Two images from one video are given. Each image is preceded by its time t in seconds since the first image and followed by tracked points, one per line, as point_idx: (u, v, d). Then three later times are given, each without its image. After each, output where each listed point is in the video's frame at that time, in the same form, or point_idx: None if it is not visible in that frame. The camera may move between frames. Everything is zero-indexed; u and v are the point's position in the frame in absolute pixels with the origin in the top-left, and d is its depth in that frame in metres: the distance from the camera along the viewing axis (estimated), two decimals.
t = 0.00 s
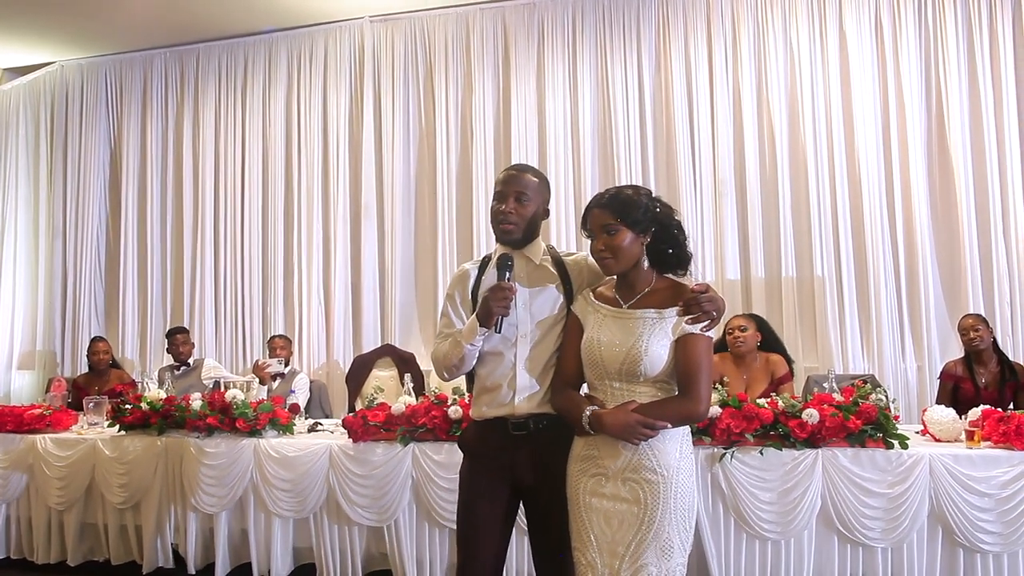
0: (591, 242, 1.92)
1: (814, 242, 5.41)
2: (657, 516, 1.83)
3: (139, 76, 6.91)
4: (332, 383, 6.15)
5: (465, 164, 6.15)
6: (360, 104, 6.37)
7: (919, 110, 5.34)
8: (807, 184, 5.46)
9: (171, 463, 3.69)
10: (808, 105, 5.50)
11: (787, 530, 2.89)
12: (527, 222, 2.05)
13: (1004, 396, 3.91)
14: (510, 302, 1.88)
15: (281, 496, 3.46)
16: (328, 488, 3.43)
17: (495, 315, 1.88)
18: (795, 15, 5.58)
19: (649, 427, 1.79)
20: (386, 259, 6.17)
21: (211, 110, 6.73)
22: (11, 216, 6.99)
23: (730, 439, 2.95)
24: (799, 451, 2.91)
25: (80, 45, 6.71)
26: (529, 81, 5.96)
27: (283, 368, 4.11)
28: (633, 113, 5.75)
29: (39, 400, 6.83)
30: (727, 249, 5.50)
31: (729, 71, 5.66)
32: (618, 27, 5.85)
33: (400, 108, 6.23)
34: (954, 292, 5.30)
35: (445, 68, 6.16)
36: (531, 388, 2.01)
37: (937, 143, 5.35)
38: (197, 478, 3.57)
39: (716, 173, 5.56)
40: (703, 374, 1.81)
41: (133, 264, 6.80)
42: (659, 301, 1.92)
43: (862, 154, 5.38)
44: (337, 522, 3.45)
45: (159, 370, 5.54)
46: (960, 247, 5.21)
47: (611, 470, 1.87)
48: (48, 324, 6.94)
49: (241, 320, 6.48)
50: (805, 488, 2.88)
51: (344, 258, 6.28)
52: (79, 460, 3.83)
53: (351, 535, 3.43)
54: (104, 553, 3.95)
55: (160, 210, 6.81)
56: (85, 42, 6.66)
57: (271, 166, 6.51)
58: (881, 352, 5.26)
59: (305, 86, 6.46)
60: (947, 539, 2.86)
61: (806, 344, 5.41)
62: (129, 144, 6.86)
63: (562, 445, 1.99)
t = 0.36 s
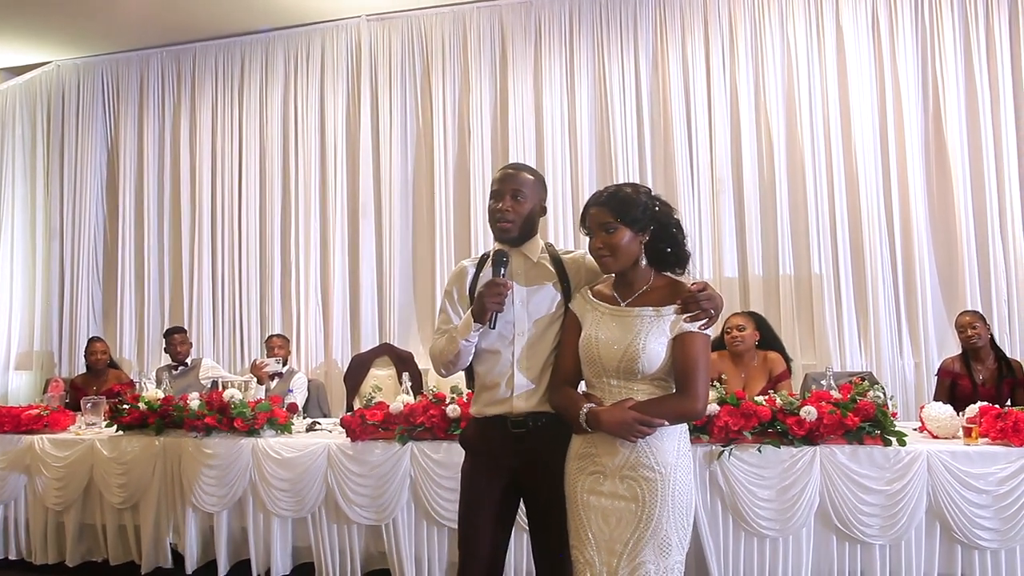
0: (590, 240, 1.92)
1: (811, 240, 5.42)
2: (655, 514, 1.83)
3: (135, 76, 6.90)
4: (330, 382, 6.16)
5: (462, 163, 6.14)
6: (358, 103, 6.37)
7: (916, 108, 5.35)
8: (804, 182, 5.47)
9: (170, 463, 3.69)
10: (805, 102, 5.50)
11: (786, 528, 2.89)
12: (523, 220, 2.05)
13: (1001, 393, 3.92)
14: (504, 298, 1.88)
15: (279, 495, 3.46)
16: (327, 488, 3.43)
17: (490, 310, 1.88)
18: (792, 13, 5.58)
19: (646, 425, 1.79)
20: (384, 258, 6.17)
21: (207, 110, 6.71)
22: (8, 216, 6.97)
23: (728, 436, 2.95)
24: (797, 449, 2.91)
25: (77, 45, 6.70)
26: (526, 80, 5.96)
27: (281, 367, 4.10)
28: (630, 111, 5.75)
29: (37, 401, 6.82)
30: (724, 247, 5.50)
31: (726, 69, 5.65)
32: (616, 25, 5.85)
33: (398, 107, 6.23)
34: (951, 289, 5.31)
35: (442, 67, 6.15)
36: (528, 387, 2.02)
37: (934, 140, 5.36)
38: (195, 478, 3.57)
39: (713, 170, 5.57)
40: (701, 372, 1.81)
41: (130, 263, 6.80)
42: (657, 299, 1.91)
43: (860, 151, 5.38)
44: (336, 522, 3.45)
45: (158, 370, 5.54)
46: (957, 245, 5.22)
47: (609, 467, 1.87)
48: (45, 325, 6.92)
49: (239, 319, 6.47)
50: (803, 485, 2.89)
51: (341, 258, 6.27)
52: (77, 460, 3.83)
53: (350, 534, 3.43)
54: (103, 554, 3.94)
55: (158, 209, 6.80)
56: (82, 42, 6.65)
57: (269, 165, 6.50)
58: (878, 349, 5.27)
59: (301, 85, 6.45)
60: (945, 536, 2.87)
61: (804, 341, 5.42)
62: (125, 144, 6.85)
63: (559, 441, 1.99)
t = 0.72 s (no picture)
0: (591, 240, 1.92)
1: (809, 240, 5.42)
2: (657, 515, 1.84)
3: (133, 76, 6.89)
4: (328, 383, 6.16)
5: (460, 163, 6.14)
6: (356, 103, 6.36)
7: (913, 108, 5.35)
8: (802, 182, 5.48)
9: (167, 464, 3.68)
10: (803, 103, 5.50)
11: (784, 528, 2.89)
12: (520, 222, 2.05)
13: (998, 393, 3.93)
14: (502, 302, 1.88)
15: (275, 496, 3.45)
16: (325, 488, 3.43)
17: (487, 314, 1.88)
18: (790, 14, 5.59)
19: (646, 423, 1.79)
20: (382, 258, 6.17)
21: (205, 110, 6.70)
22: (5, 217, 6.96)
23: (725, 437, 2.95)
24: (795, 449, 2.91)
25: (75, 45, 6.69)
26: (524, 81, 5.96)
27: (278, 367, 4.10)
28: (628, 111, 5.75)
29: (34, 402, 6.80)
30: (721, 248, 5.50)
31: (724, 70, 5.65)
32: (613, 25, 5.85)
33: (396, 107, 6.23)
34: (949, 289, 5.31)
35: (440, 67, 6.15)
36: (527, 388, 2.01)
37: (932, 141, 5.36)
38: (193, 480, 3.56)
39: (711, 171, 5.57)
40: (702, 371, 1.82)
41: (127, 263, 6.79)
42: (658, 298, 1.91)
43: (857, 152, 5.38)
44: (333, 522, 3.44)
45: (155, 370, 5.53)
46: (954, 245, 5.23)
47: (611, 468, 1.88)
48: (43, 325, 6.92)
49: (236, 320, 6.46)
50: (801, 486, 2.89)
51: (338, 258, 6.27)
52: (74, 461, 3.82)
53: (347, 535, 3.43)
54: (99, 555, 3.93)
55: (155, 210, 6.79)
56: (79, 42, 6.65)
57: (266, 166, 6.49)
58: (876, 349, 5.27)
59: (299, 85, 6.45)
60: (942, 536, 2.87)
61: (801, 342, 5.42)
62: (123, 144, 6.85)
63: (558, 442, 1.98)
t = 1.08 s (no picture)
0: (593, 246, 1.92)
1: (805, 245, 5.43)
2: (658, 519, 1.83)
3: (130, 77, 6.89)
4: (323, 386, 6.15)
5: (457, 166, 6.14)
6: (353, 106, 6.36)
7: (909, 114, 5.37)
8: (798, 187, 5.49)
9: (161, 467, 3.67)
10: (799, 109, 5.52)
11: (778, 534, 2.89)
12: (520, 226, 2.04)
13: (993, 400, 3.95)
14: (500, 307, 1.87)
15: (267, 500, 3.43)
16: (318, 492, 3.41)
17: (485, 318, 1.88)
18: (787, 20, 5.61)
19: (649, 428, 1.78)
20: (378, 261, 6.16)
21: (202, 111, 6.70)
22: None
23: (721, 442, 2.94)
24: (790, 454, 2.91)
25: (72, 46, 6.68)
26: (522, 85, 5.97)
27: (274, 370, 4.08)
28: (625, 116, 5.76)
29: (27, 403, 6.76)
30: (717, 252, 5.51)
31: (721, 75, 5.67)
32: (611, 30, 5.87)
33: (393, 110, 6.23)
34: (943, 295, 5.33)
35: (437, 71, 6.16)
36: (525, 392, 2.01)
37: (927, 148, 5.39)
38: (189, 483, 3.54)
39: (708, 176, 5.58)
40: (706, 377, 1.81)
41: (122, 265, 6.77)
42: (661, 305, 1.92)
43: (853, 157, 5.40)
44: (325, 527, 3.43)
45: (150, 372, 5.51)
46: (950, 252, 5.25)
47: (612, 472, 1.87)
48: (37, 326, 6.90)
49: (232, 322, 6.45)
50: (796, 492, 2.89)
51: (335, 261, 6.26)
52: (67, 463, 3.80)
53: (342, 538, 3.42)
54: (92, 557, 3.91)
55: (151, 211, 6.78)
56: (77, 43, 6.64)
57: (264, 168, 6.48)
58: (871, 355, 5.29)
59: (297, 88, 6.45)
60: (936, 542, 2.87)
61: (796, 347, 5.43)
62: (119, 145, 6.84)
63: (557, 448, 1.97)
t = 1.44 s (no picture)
0: (599, 249, 1.91)
1: (802, 247, 5.44)
2: (667, 520, 1.83)
3: (127, 78, 6.88)
4: (320, 387, 6.15)
5: (454, 168, 6.14)
6: (350, 107, 6.36)
7: (906, 117, 5.38)
8: (795, 189, 5.50)
9: (157, 468, 3.66)
10: (797, 111, 5.53)
11: (776, 535, 2.89)
12: (519, 225, 2.04)
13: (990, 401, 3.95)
14: (501, 308, 1.87)
15: (268, 500, 3.43)
16: (318, 494, 3.41)
17: (486, 320, 1.88)
18: (784, 23, 5.62)
19: (659, 428, 1.78)
20: (375, 262, 6.16)
21: (199, 113, 6.69)
22: None
23: (718, 443, 2.94)
24: (787, 456, 2.92)
25: (69, 47, 6.67)
26: (520, 87, 5.97)
27: (271, 372, 4.07)
28: (623, 118, 5.76)
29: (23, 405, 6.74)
30: (715, 254, 5.51)
31: (718, 78, 5.69)
32: (609, 32, 5.87)
33: (391, 111, 6.22)
34: (940, 297, 5.34)
35: (435, 73, 6.16)
36: (526, 393, 2.01)
37: (924, 151, 5.40)
38: (186, 485, 3.53)
39: (705, 179, 5.59)
40: (711, 378, 1.83)
41: (119, 266, 6.76)
42: (665, 307, 1.92)
43: (850, 159, 5.42)
44: (324, 525, 3.43)
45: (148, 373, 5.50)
46: (946, 254, 5.26)
47: (619, 475, 1.86)
48: (33, 327, 6.88)
49: (230, 323, 6.44)
50: (794, 492, 2.89)
51: (332, 262, 6.25)
52: (63, 465, 3.79)
53: (340, 540, 3.41)
54: (88, 559, 3.90)
55: (149, 212, 6.77)
56: (75, 44, 6.63)
57: (261, 169, 6.47)
58: (868, 356, 5.30)
59: (295, 89, 6.45)
60: (934, 543, 2.87)
61: (794, 349, 5.44)
62: (116, 146, 6.83)
63: (555, 447, 1.97)
